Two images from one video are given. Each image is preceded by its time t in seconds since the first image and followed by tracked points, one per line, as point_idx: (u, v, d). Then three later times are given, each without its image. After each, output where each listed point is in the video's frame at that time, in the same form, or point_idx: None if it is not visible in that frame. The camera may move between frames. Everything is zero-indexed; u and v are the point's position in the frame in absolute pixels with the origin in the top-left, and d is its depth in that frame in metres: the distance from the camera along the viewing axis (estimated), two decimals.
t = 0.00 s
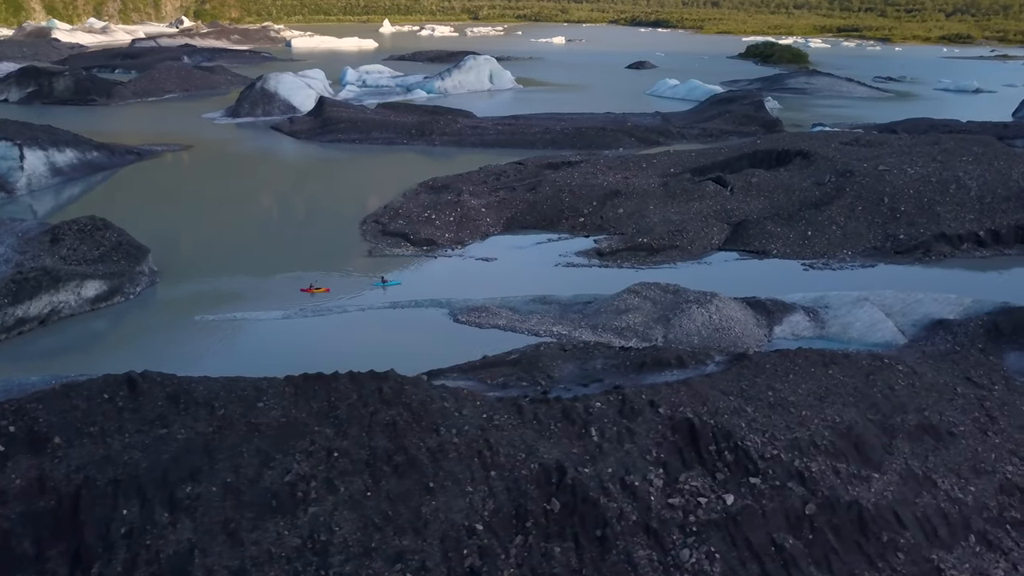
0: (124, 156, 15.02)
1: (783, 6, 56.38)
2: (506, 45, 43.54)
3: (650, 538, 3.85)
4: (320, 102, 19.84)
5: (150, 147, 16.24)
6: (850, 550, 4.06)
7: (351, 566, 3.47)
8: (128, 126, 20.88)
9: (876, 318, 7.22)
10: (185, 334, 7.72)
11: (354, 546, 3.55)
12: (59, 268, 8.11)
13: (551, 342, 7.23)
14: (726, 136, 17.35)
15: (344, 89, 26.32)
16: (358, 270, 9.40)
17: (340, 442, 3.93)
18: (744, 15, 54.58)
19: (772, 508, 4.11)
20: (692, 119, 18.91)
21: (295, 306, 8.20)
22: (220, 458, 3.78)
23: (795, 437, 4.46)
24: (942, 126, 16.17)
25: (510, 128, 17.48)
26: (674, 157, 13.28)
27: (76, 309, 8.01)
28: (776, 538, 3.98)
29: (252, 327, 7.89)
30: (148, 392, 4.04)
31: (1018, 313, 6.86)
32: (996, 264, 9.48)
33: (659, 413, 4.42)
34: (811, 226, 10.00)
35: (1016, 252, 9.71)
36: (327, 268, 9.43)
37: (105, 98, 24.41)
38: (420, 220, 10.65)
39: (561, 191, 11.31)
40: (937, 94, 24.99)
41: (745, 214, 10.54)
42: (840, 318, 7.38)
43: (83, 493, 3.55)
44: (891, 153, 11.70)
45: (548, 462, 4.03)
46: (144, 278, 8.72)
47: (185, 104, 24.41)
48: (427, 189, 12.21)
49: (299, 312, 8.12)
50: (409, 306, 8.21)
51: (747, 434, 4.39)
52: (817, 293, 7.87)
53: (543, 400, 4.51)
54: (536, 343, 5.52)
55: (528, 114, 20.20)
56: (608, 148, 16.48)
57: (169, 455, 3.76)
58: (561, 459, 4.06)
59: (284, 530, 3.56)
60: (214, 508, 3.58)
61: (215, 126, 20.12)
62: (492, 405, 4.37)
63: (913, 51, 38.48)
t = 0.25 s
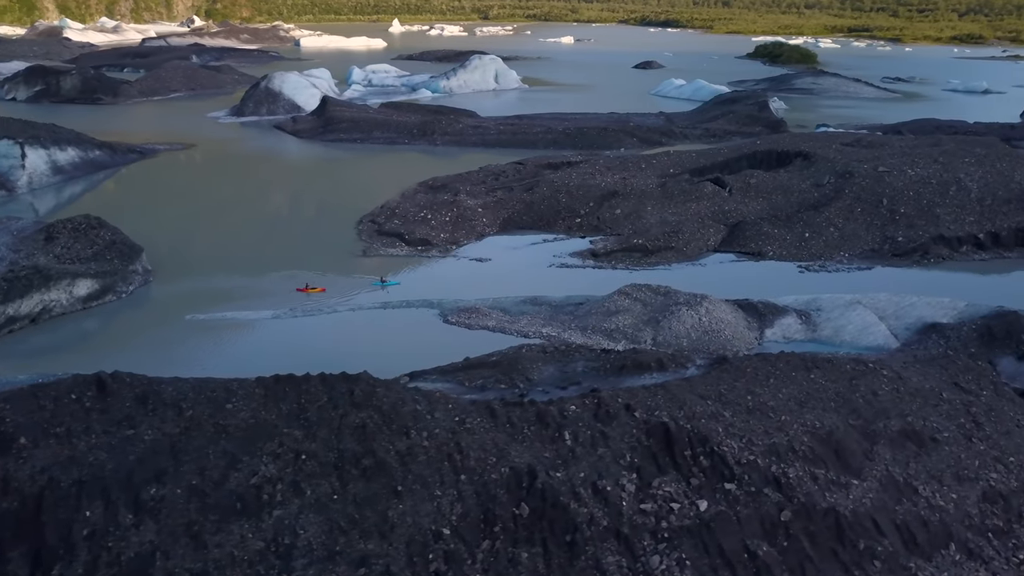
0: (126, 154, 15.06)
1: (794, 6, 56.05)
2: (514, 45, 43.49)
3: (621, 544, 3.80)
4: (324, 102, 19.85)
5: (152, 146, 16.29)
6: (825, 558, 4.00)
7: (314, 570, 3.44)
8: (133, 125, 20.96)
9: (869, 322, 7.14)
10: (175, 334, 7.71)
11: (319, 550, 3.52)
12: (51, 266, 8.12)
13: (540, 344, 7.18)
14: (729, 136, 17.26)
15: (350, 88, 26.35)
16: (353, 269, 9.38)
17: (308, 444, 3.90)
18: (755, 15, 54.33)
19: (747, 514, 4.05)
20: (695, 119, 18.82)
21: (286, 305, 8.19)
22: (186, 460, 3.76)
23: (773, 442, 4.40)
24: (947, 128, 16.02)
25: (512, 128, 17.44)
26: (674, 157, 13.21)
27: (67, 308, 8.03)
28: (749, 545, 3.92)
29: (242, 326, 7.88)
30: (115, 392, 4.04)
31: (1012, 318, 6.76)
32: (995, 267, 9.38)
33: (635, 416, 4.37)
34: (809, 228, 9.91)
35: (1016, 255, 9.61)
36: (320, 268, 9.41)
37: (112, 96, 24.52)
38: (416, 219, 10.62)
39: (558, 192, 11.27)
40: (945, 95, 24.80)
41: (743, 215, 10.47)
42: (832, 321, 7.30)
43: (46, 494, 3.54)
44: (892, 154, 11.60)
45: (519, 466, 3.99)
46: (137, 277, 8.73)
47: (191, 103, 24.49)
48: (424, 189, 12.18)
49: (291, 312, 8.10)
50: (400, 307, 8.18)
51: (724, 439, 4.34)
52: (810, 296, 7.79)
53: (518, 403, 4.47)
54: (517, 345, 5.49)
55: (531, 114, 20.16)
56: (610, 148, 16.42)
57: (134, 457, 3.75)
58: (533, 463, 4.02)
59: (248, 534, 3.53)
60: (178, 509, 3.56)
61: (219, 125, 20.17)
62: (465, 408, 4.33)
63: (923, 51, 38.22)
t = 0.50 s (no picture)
0: (129, 152, 15.11)
1: (806, 6, 55.71)
2: (524, 44, 43.44)
3: (593, 550, 3.76)
4: (328, 101, 19.87)
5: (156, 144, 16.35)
6: (802, 565, 3.93)
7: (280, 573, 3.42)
8: (138, 123, 21.03)
9: (863, 325, 7.06)
10: (166, 333, 7.70)
11: (285, 553, 3.50)
12: (46, 265, 8.16)
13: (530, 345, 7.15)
14: (733, 137, 17.17)
15: (356, 87, 26.38)
16: (348, 269, 9.35)
17: (279, 446, 3.89)
18: (766, 15, 54.07)
19: (722, 520, 4.00)
20: (701, 119, 18.73)
21: (278, 304, 8.16)
22: (156, 460, 3.76)
23: (752, 447, 4.35)
24: (953, 129, 15.87)
25: (515, 127, 17.40)
26: (675, 158, 13.15)
27: (60, 306, 8.05)
28: (724, 552, 3.87)
29: (234, 325, 7.86)
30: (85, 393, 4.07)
31: (1007, 322, 6.67)
32: (996, 270, 9.26)
33: (612, 420, 4.34)
34: (808, 229, 9.82)
35: (1017, 258, 9.49)
36: (315, 268, 9.39)
37: (119, 95, 24.65)
38: (413, 219, 10.59)
39: (556, 192, 11.23)
40: (955, 95, 24.59)
41: (741, 216, 10.39)
42: (826, 324, 7.23)
43: (13, 494, 3.56)
44: (894, 155, 11.49)
45: (492, 469, 3.96)
46: (132, 275, 8.74)
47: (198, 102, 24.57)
48: (423, 189, 12.15)
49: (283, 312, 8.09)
50: (392, 307, 8.15)
51: (702, 444, 4.29)
52: (804, 298, 7.72)
53: (495, 406, 4.44)
54: (499, 347, 5.46)
55: (535, 114, 20.11)
56: (613, 148, 16.36)
57: (103, 457, 3.77)
58: (506, 467, 3.98)
59: (214, 535, 3.51)
60: (145, 510, 3.54)
61: (224, 124, 20.23)
62: (441, 410, 4.31)
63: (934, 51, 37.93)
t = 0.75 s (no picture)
0: (134, 151, 15.18)
1: (818, 6, 55.34)
2: (533, 44, 43.37)
3: (567, 556, 3.71)
4: (333, 100, 19.89)
5: (161, 143, 16.42)
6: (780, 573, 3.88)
7: None
8: (145, 122, 21.12)
9: (858, 329, 6.99)
10: (156, 333, 7.70)
11: (254, 556, 3.48)
12: (42, 263, 8.18)
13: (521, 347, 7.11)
14: (739, 138, 17.07)
15: (363, 86, 26.41)
16: (342, 269, 9.33)
17: (251, 448, 3.87)
18: (779, 14, 53.75)
19: (700, 527, 3.95)
20: (706, 119, 18.63)
21: (270, 304, 8.14)
22: (127, 462, 3.75)
23: (733, 453, 4.30)
24: (961, 130, 15.72)
25: (520, 127, 17.36)
26: (677, 158, 13.07)
27: (56, 305, 8.07)
28: (701, 559, 3.82)
29: (225, 326, 7.86)
30: (61, 393, 4.07)
31: (1003, 327, 6.59)
32: (998, 274, 9.16)
33: (591, 424, 4.29)
34: (808, 231, 9.74)
35: (1020, 262, 9.38)
36: (311, 267, 9.37)
37: (128, 94, 24.78)
38: (411, 219, 10.57)
39: (556, 193, 11.18)
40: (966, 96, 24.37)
41: (741, 217, 10.31)
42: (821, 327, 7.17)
43: None
44: (897, 157, 11.38)
45: (467, 473, 3.92)
46: (129, 274, 8.76)
47: (206, 101, 24.66)
48: (423, 188, 12.13)
49: (276, 312, 8.08)
50: (385, 307, 8.13)
51: (682, 449, 4.24)
52: (800, 301, 7.65)
53: (473, 409, 4.41)
54: (484, 349, 5.43)
55: (540, 113, 20.07)
56: (617, 148, 16.30)
57: (75, 458, 3.77)
58: (481, 472, 3.95)
59: (183, 537, 3.49)
60: (114, 512, 3.53)
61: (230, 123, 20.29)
62: (418, 413, 4.28)
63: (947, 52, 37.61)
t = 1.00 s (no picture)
0: (139, 150, 15.25)
1: (831, 5, 54.96)
2: (544, 43, 43.30)
3: (541, 562, 3.67)
4: (339, 99, 19.91)
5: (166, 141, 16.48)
6: None
7: None
8: (152, 121, 21.22)
9: (853, 332, 6.92)
10: (150, 332, 7.71)
11: (223, 559, 3.46)
12: (38, 262, 8.22)
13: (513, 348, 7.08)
14: (744, 138, 16.97)
15: (371, 85, 26.44)
16: (338, 269, 9.31)
17: (226, 450, 3.86)
18: (791, 14, 53.44)
19: (678, 534, 3.90)
20: (713, 119, 18.53)
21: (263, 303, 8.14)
22: (100, 463, 3.75)
23: (715, 459, 4.25)
24: (969, 132, 15.57)
25: (524, 126, 17.32)
26: (680, 158, 13.00)
27: (52, 303, 8.11)
28: (677, 566, 3.77)
29: (219, 325, 7.85)
30: (37, 394, 4.08)
31: (999, 331, 6.50)
32: (1000, 277, 9.05)
33: (571, 429, 4.26)
34: (808, 233, 9.66)
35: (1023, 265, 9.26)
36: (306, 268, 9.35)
37: (137, 92, 24.89)
38: (410, 219, 10.55)
39: (556, 193, 11.14)
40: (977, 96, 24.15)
41: (741, 218, 10.24)
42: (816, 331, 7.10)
43: None
44: (901, 159, 11.27)
45: (442, 478, 3.89)
46: (126, 273, 8.78)
47: (214, 99, 24.75)
48: (424, 188, 12.11)
49: (271, 312, 8.07)
50: (379, 308, 8.12)
51: (662, 455, 4.20)
52: (796, 304, 7.58)
53: (452, 413, 4.38)
54: (468, 352, 5.40)
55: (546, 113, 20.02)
56: (621, 148, 16.23)
57: (48, 459, 3.77)
58: (457, 476, 3.92)
59: (153, 539, 3.49)
60: (85, 514, 3.53)
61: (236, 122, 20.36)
62: (395, 416, 4.26)
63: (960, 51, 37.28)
